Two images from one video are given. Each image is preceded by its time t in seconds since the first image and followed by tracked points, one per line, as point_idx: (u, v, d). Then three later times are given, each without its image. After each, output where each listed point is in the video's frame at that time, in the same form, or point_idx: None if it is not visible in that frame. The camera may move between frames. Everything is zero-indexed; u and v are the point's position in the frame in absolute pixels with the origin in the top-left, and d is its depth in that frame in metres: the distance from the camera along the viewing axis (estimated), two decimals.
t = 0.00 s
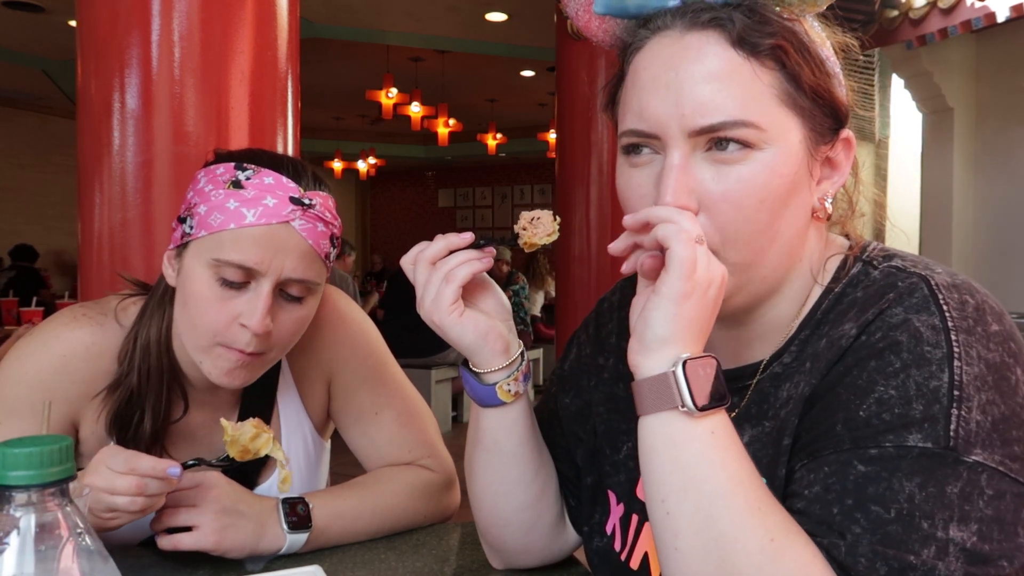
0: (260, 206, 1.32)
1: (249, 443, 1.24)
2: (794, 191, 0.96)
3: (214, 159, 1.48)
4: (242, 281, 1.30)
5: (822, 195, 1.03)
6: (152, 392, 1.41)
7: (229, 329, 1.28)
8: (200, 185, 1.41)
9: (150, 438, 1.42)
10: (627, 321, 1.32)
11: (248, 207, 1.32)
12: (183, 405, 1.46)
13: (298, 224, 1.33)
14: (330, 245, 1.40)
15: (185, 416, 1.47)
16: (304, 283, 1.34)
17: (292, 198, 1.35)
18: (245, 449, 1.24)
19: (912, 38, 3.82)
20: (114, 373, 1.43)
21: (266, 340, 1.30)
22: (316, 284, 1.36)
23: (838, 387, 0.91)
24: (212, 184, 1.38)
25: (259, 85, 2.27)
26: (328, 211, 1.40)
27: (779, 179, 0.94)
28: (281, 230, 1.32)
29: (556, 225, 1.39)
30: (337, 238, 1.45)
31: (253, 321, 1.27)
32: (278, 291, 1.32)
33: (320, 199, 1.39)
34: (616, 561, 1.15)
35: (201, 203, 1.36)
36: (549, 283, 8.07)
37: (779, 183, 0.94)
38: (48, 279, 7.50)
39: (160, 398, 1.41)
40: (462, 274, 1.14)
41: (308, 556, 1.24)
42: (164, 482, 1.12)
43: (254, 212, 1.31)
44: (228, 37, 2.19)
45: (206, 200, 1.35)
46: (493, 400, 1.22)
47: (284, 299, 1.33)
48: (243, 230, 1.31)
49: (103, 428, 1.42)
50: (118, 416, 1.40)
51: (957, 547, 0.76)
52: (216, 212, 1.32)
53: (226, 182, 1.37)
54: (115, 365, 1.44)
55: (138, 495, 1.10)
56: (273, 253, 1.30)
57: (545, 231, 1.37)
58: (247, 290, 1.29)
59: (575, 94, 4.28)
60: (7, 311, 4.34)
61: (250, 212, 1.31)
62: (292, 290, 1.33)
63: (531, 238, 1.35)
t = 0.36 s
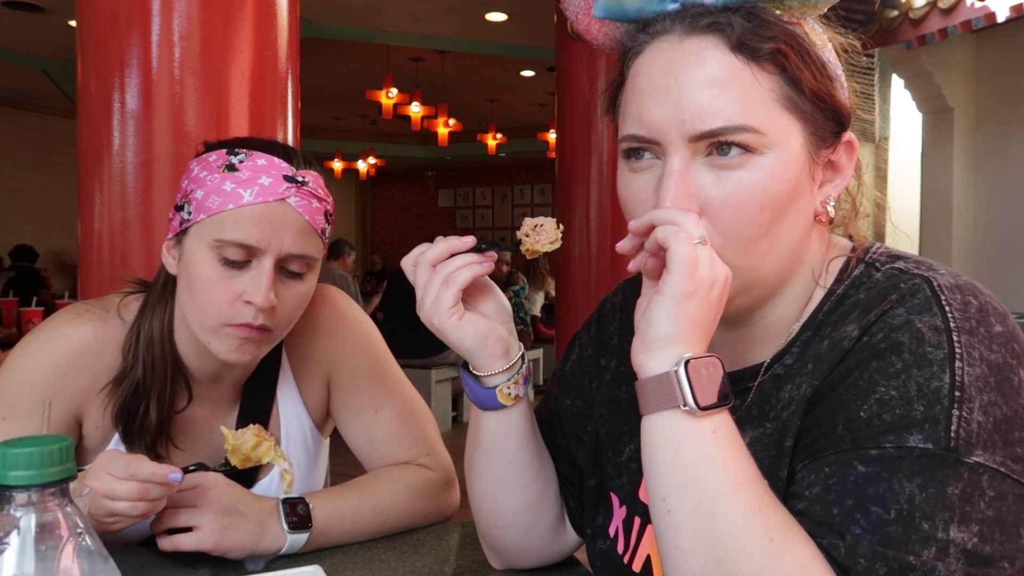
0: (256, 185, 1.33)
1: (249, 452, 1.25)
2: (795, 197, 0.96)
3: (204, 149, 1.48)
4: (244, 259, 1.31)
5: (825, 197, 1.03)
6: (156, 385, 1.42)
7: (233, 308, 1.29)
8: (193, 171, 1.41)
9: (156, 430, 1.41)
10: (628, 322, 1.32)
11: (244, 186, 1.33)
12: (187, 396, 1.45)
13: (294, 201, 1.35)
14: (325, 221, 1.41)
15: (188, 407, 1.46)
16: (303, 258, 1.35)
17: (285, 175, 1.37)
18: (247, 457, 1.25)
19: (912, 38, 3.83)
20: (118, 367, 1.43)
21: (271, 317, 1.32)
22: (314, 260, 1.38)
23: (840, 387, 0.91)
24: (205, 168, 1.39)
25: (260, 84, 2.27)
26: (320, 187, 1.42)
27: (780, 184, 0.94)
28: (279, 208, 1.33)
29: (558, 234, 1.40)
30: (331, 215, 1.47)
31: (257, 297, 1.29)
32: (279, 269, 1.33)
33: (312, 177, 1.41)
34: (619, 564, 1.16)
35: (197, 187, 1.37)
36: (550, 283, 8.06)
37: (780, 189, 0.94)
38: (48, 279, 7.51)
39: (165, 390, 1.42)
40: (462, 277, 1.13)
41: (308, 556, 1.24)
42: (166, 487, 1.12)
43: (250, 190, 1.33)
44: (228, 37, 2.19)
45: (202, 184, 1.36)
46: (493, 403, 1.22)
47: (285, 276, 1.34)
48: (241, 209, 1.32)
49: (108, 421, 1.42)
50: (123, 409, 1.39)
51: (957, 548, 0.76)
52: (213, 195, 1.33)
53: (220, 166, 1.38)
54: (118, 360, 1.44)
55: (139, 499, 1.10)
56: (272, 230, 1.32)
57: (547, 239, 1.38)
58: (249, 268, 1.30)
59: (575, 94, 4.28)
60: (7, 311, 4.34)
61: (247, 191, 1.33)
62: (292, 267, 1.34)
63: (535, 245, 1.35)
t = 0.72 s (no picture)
0: (249, 168, 1.37)
1: (250, 455, 1.26)
2: (798, 198, 0.96)
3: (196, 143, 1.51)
4: (240, 240, 1.35)
5: (828, 199, 1.03)
6: (159, 376, 1.43)
7: (231, 288, 1.33)
8: (187, 162, 1.45)
9: (159, 421, 1.41)
10: (629, 322, 1.32)
11: (237, 170, 1.37)
12: (187, 385, 1.46)
13: (286, 183, 1.39)
14: (316, 203, 1.46)
15: (190, 399, 1.47)
16: (296, 238, 1.39)
17: (277, 158, 1.41)
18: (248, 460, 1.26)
19: (912, 38, 3.83)
20: (121, 361, 1.44)
21: (267, 296, 1.36)
22: (307, 242, 1.42)
23: (842, 387, 0.91)
24: (199, 157, 1.43)
25: (260, 84, 2.27)
26: (310, 171, 1.47)
27: (783, 186, 0.94)
28: (271, 188, 1.38)
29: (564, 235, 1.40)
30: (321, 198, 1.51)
31: (255, 275, 1.33)
32: (274, 251, 1.37)
33: (302, 161, 1.46)
34: (621, 564, 1.16)
35: (192, 175, 1.41)
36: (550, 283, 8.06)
37: (783, 191, 0.94)
38: (48, 279, 7.50)
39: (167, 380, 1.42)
40: (466, 277, 1.13)
41: (308, 556, 1.24)
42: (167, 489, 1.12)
43: (244, 173, 1.37)
44: (228, 37, 2.19)
45: (197, 171, 1.40)
46: (495, 404, 1.22)
47: (280, 257, 1.38)
48: (235, 192, 1.36)
49: (112, 413, 1.42)
50: (127, 401, 1.40)
51: (958, 548, 0.76)
52: (207, 179, 1.37)
53: (212, 153, 1.41)
54: (121, 354, 1.45)
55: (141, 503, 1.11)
56: (265, 211, 1.36)
57: (553, 240, 1.37)
58: (245, 249, 1.34)
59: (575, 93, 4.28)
60: (7, 311, 4.34)
61: (240, 174, 1.37)
62: (286, 247, 1.38)
63: (539, 246, 1.35)
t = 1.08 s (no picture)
0: (229, 155, 1.41)
1: (246, 444, 1.30)
2: (797, 199, 0.96)
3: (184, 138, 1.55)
4: (225, 226, 1.37)
5: (829, 199, 1.02)
6: (158, 367, 1.45)
7: (218, 272, 1.35)
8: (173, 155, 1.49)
9: (159, 412, 1.43)
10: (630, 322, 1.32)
11: (218, 157, 1.40)
12: (186, 373, 1.48)
13: (266, 167, 1.42)
14: (299, 186, 1.48)
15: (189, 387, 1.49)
16: (280, 221, 1.41)
17: (256, 144, 1.44)
18: (243, 450, 1.30)
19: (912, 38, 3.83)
20: (122, 353, 1.46)
21: (255, 279, 1.37)
22: (291, 224, 1.44)
23: (843, 387, 0.91)
24: (183, 149, 1.46)
25: (260, 84, 2.27)
26: (291, 156, 1.49)
27: (781, 187, 0.94)
28: (252, 174, 1.41)
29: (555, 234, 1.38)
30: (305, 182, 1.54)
31: (241, 257, 1.35)
32: (258, 234, 1.39)
33: (282, 146, 1.49)
34: (622, 563, 1.16)
35: (177, 166, 1.45)
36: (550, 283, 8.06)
37: (781, 191, 0.94)
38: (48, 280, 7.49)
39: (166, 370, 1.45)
40: (461, 281, 1.12)
41: (307, 555, 1.24)
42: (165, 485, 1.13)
43: (225, 161, 1.40)
44: (228, 37, 2.19)
45: (180, 161, 1.44)
46: (492, 406, 1.21)
47: (266, 240, 1.40)
48: (218, 178, 1.39)
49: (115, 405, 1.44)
50: (127, 391, 1.42)
51: (959, 548, 0.76)
52: (190, 168, 1.41)
53: (194, 144, 1.45)
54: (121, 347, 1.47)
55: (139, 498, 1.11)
56: (248, 195, 1.39)
57: (544, 239, 1.36)
58: (230, 234, 1.37)
59: (575, 93, 4.28)
60: (7, 311, 4.33)
61: (221, 161, 1.40)
62: (271, 231, 1.40)
63: (530, 245, 1.34)
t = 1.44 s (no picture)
0: (209, 144, 1.44)
1: (241, 424, 1.26)
2: (768, 193, 0.95)
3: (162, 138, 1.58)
4: (216, 211, 1.42)
5: (815, 201, 1.00)
6: (154, 365, 1.47)
7: (213, 256, 1.39)
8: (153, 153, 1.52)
9: (158, 409, 1.45)
10: (631, 323, 1.32)
11: (199, 148, 1.44)
12: (182, 369, 1.51)
13: (246, 152, 1.46)
14: (280, 168, 1.53)
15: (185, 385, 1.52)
16: (267, 202, 1.45)
17: (234, 131, 1.48)
18: (238, 430, 1.26)
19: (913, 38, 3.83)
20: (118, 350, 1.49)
21: (251, 260, 1.41)
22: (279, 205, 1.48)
23: (849, 387, 0.92)
24: (162, 147, 1.49)
25: (260, 84, 2.27)
26: (268, 141, 1.53)
27: (748, 180, 0.93)
28: (235, 159, 1.45)
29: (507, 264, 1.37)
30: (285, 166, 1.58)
31: (235, 239, 1.39)
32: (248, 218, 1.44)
33: (258, 131, 1.53)
34: (624, 563, 1.16)
35: (159, 162, 1.47)
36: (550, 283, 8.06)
37: (748, 184, 0.93)
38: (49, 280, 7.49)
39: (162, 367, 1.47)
40: (404, 305, 1.09)
41: (308, 554, 1.24)
42: (163, 475, 1.13)
43: (206, 150, 1.44)
44: (228, 37, 2.19)
45: (162, 157, 1.46)
46: (460, 421, 1.18)
47: (256, 221, 1.44)
48: (202, 167, 1.43)
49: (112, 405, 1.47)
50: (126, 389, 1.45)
51: (966, 553, 0.76)
52: (174, 162, 1.44)
53: (173, 140, 1.48)
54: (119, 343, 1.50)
55: (135, 487, 1.11)
56: (234, 180, 1.43)
57: (492, 271, 1.35)
58: (221, 220, 1.41)
59: (575, 92, 4.27)
60: (7, 311, 4.33)
61: (203, 151, 1.44)
62: (260, 212, 1.45)
63: (478, 277, 1.33)
